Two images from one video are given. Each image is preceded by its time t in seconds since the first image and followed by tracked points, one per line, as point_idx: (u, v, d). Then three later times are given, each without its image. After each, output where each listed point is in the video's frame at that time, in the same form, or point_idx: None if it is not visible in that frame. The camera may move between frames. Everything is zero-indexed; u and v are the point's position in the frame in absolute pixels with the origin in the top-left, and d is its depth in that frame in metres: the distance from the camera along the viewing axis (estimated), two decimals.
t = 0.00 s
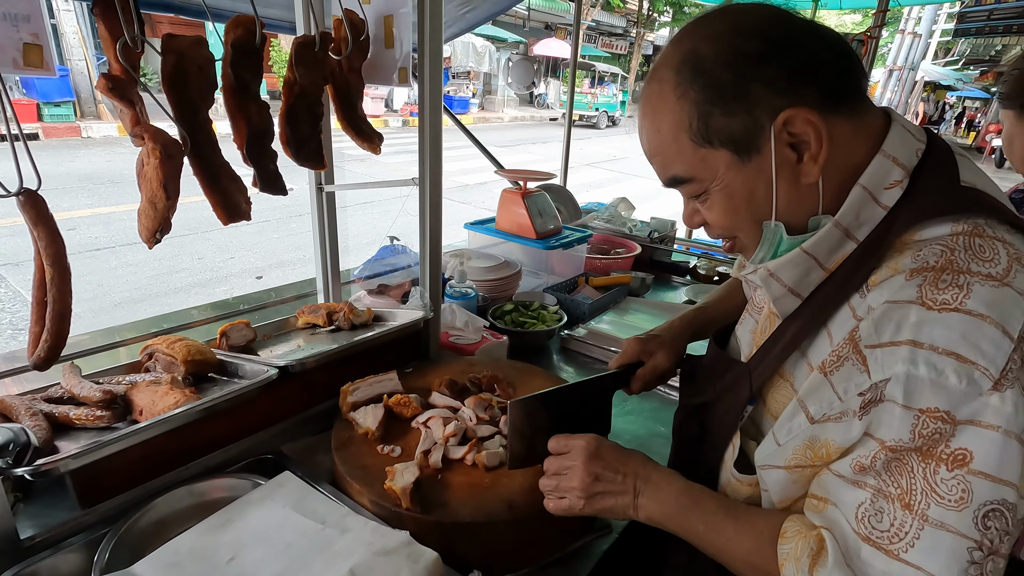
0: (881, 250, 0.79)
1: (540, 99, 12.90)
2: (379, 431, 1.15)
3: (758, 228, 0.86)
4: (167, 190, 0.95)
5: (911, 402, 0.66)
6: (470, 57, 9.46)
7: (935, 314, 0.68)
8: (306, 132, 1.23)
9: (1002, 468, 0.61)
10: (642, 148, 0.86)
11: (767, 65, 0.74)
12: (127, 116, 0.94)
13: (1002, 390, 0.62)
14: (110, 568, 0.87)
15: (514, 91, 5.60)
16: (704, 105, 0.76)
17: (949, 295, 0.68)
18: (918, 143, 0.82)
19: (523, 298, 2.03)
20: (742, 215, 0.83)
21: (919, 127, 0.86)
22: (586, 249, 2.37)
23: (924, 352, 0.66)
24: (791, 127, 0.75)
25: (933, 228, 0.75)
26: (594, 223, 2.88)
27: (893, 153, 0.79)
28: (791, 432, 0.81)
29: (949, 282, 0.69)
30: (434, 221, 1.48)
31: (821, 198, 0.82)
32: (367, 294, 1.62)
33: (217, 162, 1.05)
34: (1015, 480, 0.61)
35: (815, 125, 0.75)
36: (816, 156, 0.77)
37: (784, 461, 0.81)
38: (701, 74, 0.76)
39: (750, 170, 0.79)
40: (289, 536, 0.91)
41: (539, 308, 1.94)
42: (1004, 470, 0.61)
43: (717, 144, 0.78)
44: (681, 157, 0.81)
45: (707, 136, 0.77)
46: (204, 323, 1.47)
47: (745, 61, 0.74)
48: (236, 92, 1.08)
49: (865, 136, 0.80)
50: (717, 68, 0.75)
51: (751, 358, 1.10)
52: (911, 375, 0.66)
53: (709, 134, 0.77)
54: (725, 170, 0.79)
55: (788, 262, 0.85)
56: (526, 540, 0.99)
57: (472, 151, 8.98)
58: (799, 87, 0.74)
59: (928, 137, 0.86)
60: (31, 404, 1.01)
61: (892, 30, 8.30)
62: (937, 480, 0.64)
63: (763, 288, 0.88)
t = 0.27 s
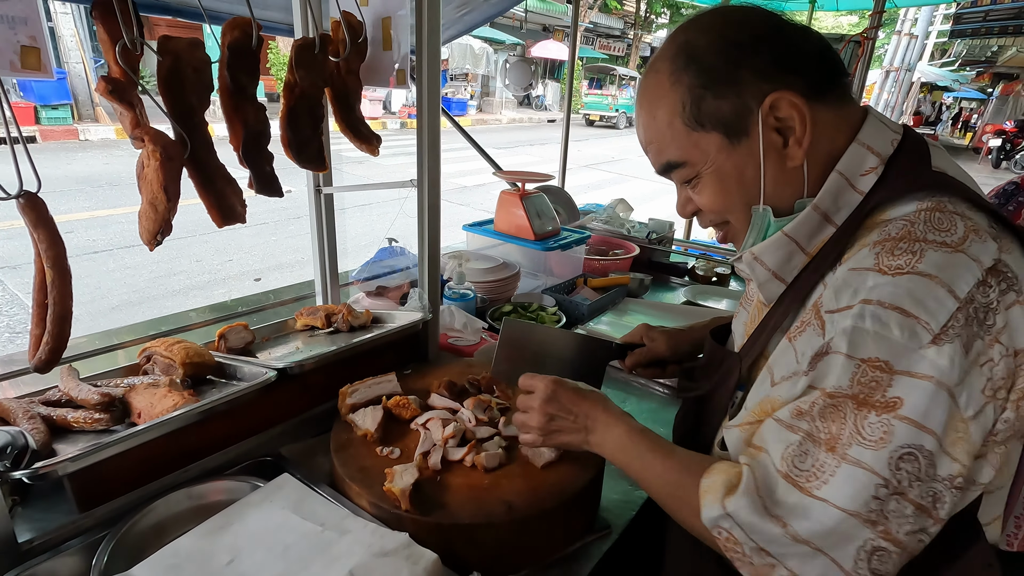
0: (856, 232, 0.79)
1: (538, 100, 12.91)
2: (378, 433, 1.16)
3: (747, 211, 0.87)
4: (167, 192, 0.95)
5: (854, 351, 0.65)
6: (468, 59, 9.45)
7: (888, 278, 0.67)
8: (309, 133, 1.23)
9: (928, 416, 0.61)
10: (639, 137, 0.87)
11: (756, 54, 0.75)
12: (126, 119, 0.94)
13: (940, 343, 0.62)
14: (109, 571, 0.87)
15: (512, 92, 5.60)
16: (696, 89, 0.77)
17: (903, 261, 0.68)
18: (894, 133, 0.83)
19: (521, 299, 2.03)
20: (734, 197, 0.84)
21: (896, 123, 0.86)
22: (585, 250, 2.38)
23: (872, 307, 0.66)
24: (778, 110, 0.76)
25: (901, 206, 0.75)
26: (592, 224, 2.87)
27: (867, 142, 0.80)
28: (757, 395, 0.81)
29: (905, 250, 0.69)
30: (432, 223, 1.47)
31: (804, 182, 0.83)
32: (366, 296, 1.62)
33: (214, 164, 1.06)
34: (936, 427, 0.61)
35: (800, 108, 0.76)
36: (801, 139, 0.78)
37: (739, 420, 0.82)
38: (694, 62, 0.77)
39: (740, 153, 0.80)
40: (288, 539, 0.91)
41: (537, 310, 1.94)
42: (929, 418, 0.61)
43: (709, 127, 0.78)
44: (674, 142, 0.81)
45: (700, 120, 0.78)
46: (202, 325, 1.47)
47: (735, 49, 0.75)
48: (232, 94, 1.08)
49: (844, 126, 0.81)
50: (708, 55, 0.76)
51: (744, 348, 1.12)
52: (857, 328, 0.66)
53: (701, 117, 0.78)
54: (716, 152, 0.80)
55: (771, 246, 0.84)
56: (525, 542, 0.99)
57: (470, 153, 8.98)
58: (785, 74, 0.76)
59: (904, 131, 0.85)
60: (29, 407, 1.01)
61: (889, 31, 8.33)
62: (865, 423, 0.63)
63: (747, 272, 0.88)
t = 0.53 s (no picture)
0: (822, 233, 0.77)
1: (537, 102, 12.93)
2: (378, 435, 1.16)
3: (724, 214, 0.87)
4: (166, 196, 0.95)
5: (814, 345, 0.64)
6: (466, 61, 9.46)
7: (843, 274, 0.66)
8: (308, 136, 1.23)
9: (896, 411, 0.61)
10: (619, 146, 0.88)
11: (723, 63, 0.76)
12: (125, 122, 0.94)
13: (897, 335, 0.62)
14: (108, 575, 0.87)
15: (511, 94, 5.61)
16: (667, 99, 0.78)
17: (857, 258, 0.66)
18: (863, 136, 0.81)
19: (520, 301, 2.03)
20: (710, 198, 0.85)
21: (866, 123, 0.84)
22: (583, 251, 2.38)
23: (829, 303, 0.65)
24: (745, 116, 0.76)
25: (860, 206, 0.73)
26: (591, 227, 2.84)
27: (833, 145, 0.79)
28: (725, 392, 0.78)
29: (858, 247, 0.67)
30: (430, 225, 1.47)
31: (776, 185, 0.83)
32: (365, 299, 1.62)
33: (212, 168, 1.06)
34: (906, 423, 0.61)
35: (766, 112, 0.75)
36: (769, 143, 0.78)
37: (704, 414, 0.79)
38: (665, 73, 0.78)
39: (713, 158, 0.80)
40: (287, 542, 0.91)
41: (536, 311, 1.94)
42: (898, 412, 0.61)
43: (682, 135, 0.79)
44: (650, 151, 0.82)
45: (673, 129, 0.79)
46: (201, 328, 1.47)
47: (702, 59, 0.76)
48: (228, 96, 1.09)
49: (814, 130, 0.80)
50: (678, 66, 0.77)
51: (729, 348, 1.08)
52: (815, 324, 0.64)
53: (674, 126, 0.79)
54: (690, 158, 0.81)
55: (744, 250, 0.84)
56: (524, 544, 0.99)
57: (469, 155, 8.99)
58: (751, 81, 0.76)
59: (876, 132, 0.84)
60: (29, 411, 1.01)
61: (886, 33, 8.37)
62: (839, 419, 0.62)
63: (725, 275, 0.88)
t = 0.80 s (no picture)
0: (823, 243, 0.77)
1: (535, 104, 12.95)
2: (377, 438, 1.16)
3: (715, 223, 0.88)
4: (163, 200, 0.95)
5: (824, 365, 0.63)
6: (464, 63, 9.47)
7: (852, 289, 0.66)
8: (303, 139, 1.23)
9: (911, 433, 0.60)
10: (607, 151, 0.88)
11: (714, 69, 0.76)
12: (122, 126, 0.94)
13: (910, 355, 0.62)
14: None
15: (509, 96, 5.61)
16: (656, 106, 0.78)
17: (866, 272, 0.66)
18: (860, 142, 0.82)
19: (518, 303, 2.03)
20: (698, 209, 0.85)
21: (863, 127, 0.85)
22: (582, 253, 2.38)
23: (838, 321, 0.64)
24: (735, 124, 0.76)
25: (865, 217, 0.74)
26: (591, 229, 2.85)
27: (831, 152, 0.79)
28: (734, 411, 0.79)
29: (865, 260, 0.67)
30: (430, 228, 1.47)
31: (769, 193, 0.83)
32: (364, 301, 1.62)
33: (211, 171, 1.06)
34: (921, 445, 0.60)
35: (757, 121, 0.76)
36: (760, 152, 0.78)
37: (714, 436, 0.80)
38: (653, 78, 0.78)
39: (702, 166, 0.80)
40: (288, 545, 0.90)
41: (535, 313, 1.94)
42: (913, 434, 0.60)
43: (670, 143, 0.79)
44: (639, 158, 0.82)
45: (661, 136, 0.79)
46: (200, 332, 1.47)
47: (691, 65, 0.76)
48: (228, 100, 1.09)
49: (808, 137, 0.81)
50: (666, 72, 0.77)
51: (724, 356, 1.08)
52: (825, 343, 0.64)
53: (662, 134, 0.79)
54: (679, 167, 0.81)
55: (741, 259, 0.84)
56: (525, 546, 0.99)
57: (467, 157, 9.00)
58: (742, 87, 0.76)
59: (872, 136, 0.85)
60: (28, 415, 1.01)
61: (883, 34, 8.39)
62: (852, 442, 0.61)
63: (721, 285, 0.88)
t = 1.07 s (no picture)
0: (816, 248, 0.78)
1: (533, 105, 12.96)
2: (376, 440, 1.16)
3: (705, 227, 0.88)
4: (161, 203, 0.95)
5: (807, 378, 0.63)
6: (463, 64, 9.47)
7: (841, 301, 0.65)
8: (302, 141, 1.23)
9: (886, 446, 0.60)
10: (598, 151, 0.88)
11: (707, 69, 0.76)
12: (120, 129, 0.94)
13: (895, 368, 0.62)
14: None
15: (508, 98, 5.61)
16: (647, 106, 0.78)
17: (855, 283, 0.66)
18: (853, 145, 0.82)
19: (517, 305, 2.03)
20: (688, 212, 0.85)
21: (857, 129, 0.85)
22: (581, 254, 2.38)
23: (825, 331, 0.64)
24: (727, 126, 0.76)
25: (857, 224, 0.73)
26: (591, 229, 2.88)
27: (824, 156, 0.80)
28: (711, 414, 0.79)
29: (856, 271, 0.67)
30: (428, 230, 1.47)
31: (761, 196, 0.83)
32: (363, 304, 1.62)
33: (211, 174, 1.06)
34: (893, 457, 0.61)
35: (748, 123, 0.76)
36: (752, 155, 0.78)
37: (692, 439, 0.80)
38: (645, 78, 0.78)
39: (693, 168, 0.80)
40: (287, 548, 0.90)
41: (535, 314, 1.94)
42: (888, 447, 0.60)
43: (661, 144, 0.79)
44: (629, 159, 0.82)
45: (651, 137, 0.79)
46: (198, 334, 1.47)
47: (684, 65, 0.76)
48: (229, 103, 1.09)
49: (802, 140, 0.81)
50: (657, 72, 0.77)
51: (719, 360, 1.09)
52: (810, 354, 0.64)
53: (653, 134, 0.79)
54: (670, 168, 0.81)
55: (733, 265, 0.84)
56: (524, 548, 0.99)
57: (466, 158, 9.00)
58: (734, 88, 0.76)
59: (867, 138, 0.85)
60: (26, 419, 1.01)
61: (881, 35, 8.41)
62: (827, 453, 0.61)
63: (715, 290, 0.88)
